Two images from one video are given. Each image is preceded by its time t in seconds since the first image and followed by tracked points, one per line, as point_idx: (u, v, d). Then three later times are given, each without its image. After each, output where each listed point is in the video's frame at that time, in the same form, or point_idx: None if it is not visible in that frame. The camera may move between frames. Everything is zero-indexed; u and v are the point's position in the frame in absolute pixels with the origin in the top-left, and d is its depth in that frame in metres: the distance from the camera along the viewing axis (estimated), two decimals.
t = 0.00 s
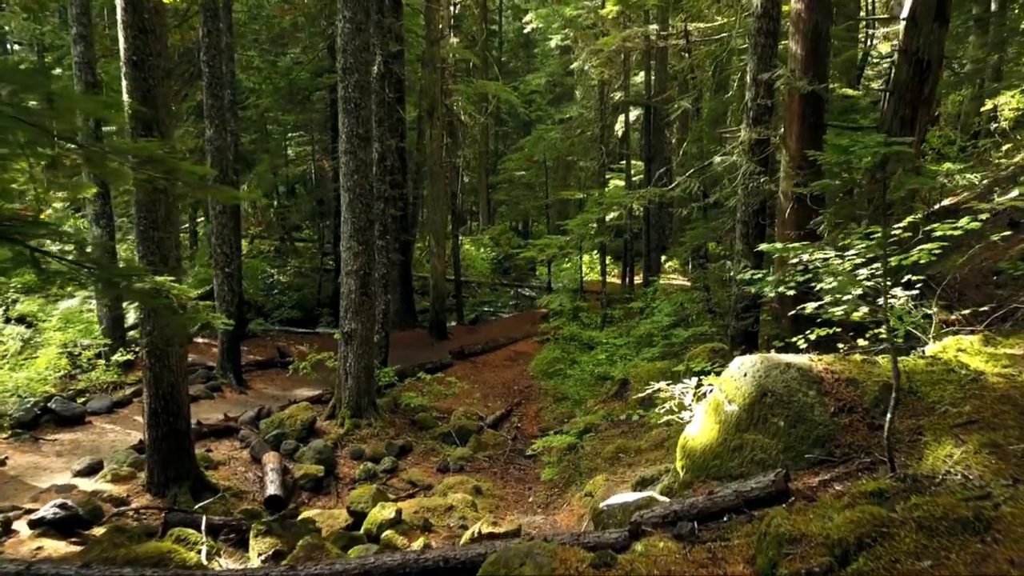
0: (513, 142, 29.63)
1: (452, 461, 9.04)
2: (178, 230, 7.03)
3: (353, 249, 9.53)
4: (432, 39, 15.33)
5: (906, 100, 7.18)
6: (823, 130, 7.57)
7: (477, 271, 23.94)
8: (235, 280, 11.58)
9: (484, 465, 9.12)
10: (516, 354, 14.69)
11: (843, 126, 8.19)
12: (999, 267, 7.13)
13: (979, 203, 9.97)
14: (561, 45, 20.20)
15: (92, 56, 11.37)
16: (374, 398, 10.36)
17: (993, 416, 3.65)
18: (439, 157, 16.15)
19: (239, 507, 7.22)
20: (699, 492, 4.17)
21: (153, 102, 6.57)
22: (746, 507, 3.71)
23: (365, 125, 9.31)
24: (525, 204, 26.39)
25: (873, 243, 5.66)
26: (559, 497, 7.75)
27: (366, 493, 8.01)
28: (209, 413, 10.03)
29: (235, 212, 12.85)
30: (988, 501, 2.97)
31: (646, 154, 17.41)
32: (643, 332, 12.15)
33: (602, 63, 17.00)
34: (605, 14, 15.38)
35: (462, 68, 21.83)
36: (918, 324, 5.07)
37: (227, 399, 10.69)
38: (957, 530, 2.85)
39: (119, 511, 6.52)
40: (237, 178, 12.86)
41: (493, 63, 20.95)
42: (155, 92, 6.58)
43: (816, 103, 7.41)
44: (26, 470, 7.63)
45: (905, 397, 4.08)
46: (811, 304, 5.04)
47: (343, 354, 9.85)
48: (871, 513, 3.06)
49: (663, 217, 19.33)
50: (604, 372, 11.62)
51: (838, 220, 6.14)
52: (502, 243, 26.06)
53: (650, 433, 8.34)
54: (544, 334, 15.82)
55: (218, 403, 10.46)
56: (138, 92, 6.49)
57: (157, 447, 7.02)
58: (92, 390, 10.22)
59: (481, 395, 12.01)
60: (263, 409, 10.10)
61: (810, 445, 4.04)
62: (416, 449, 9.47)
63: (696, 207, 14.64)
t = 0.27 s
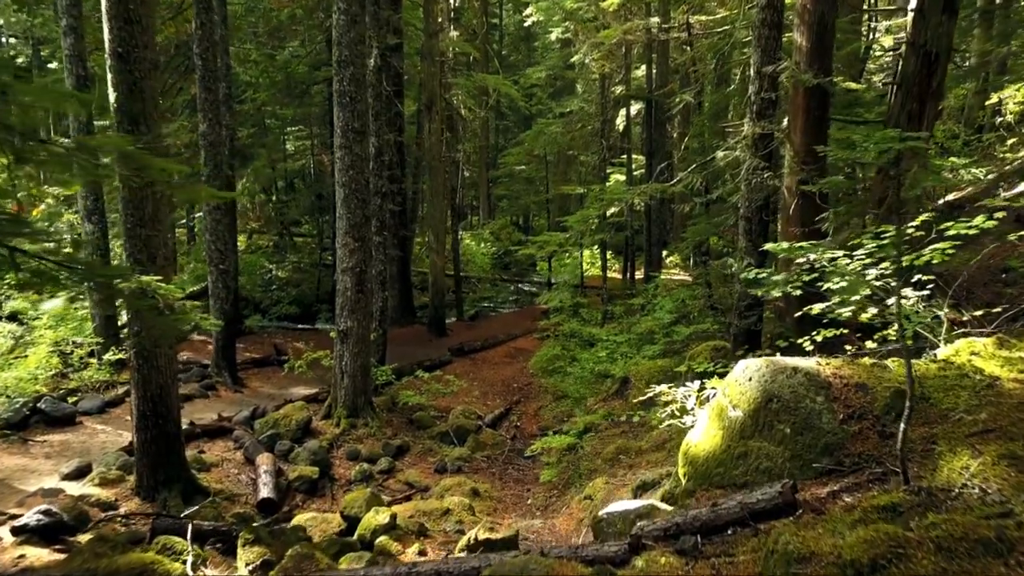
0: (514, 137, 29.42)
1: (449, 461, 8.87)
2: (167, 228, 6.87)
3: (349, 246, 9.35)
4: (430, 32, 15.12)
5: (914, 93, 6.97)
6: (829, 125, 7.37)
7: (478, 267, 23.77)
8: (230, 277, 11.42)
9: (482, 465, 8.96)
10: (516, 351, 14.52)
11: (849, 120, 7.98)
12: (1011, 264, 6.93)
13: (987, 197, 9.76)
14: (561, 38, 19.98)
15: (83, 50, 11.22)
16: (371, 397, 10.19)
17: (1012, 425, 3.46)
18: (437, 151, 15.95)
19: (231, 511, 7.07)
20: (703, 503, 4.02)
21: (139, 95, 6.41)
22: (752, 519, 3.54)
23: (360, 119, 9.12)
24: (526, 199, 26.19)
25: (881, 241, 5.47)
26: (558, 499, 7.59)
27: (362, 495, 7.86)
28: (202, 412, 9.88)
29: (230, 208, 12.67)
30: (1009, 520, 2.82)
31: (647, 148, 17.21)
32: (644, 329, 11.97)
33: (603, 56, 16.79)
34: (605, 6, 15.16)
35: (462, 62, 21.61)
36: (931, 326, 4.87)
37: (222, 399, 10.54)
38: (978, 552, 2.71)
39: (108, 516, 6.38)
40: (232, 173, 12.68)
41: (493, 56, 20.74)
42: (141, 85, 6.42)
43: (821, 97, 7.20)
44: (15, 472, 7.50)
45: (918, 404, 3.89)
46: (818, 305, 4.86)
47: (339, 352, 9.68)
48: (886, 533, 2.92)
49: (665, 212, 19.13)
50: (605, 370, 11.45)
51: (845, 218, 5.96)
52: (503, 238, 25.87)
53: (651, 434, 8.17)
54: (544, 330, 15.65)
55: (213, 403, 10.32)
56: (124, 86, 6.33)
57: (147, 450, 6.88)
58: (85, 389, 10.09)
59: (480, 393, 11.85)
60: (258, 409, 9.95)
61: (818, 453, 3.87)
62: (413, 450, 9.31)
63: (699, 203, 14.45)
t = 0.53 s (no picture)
0: (515, 134, 29.26)
1: (447, 463, 8.73)
2: (157, 228, 6.74)
3: (346, 245, 9.22)
4: (428, 27, 14.97)
5: (922, 89, 6.81)
6: (834, 121, 7.21)
7: (478, 264, 23.62)
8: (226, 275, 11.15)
9: (480, 467, 8.83)
10: (516, 349, 14.39)
11: (855, 116, 7.83)
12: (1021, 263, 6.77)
13: (994, 195, 9.60)
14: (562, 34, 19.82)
15: (76, 46, 11.09)
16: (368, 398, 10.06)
17: None
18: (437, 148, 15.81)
19: (224, 515, 6.94)
20: (707, 515, 3.89)
21: (128, 91, 6.29)
22: (757, 533, 3.42)
23: (357, 115, 8.97)
24: (527, 196, 26.04)
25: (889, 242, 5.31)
26: (557, 502, 7.45)
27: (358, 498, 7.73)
28: (197, 413, 9.74)
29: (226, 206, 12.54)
30: None
31: (648, 145, 17.05)
32: (645, 328, 11.82)
33: (603, 51, 16.64)
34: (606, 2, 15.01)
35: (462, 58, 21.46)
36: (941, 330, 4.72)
37: (218, 399, 10.42)
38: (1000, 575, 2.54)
39: (97, 520, 6.26)
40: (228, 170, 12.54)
41: (493, 52, 20.59)
42: (130, 82, 6.30)
43: (826, 92, 7.04)
44: (5, 475, 7.38)
45: (932, 413, 3.73)
46: (825, 309, 4.71)
47: (336, 352, 9.55)
48: (902, 555, 2.75)
49: (666, 209, 18.97)
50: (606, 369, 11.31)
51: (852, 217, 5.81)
52: (504, 235, 25.72)
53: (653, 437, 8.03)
54: (544, 329, 15.51)
55: (209, 403, 10.20)
56: (112, 82, 6.20)
57: (138, 454, 6.76)
58: (79, 389, 9.98)
59: (479, 393, 11.72)
60: (253, 409, 9.82)
61: (827, 463, 3.73)
62: (410, 451, 9.17)
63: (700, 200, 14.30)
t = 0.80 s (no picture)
0: (516, 132, 29.08)
1: (444, 469, 8.57)
2: (147, 229, 6.57)
3: (342, 245, 9.05)
4: (427, 24, 14.78)
5: (931, 88, 6.64)
6: (841, 120, 7.04)
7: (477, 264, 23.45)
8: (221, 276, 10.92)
9: (478, 473, 8.66)
10: (515, 351, 14.22)
11: (861, 116, 7.66)
12: None
13: (1002, 197, 9.42)
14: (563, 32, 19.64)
15: (69, 43, 10.92)
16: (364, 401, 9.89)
17: None
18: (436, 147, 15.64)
19: (215, 523, 6.78)
20: (712, 533, 3.75)
21: (117, 89, 6.12)
22: (765, 558, 3.29)
23: (353, 114, 8.80)
24: (527, 195, 25.85)
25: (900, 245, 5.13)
26: (556, 511, 7.28)
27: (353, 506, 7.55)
28: (191, 416, 9.57)
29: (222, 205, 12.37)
30: None
31: (650, 144, 16.87)
32: (647, 331, 11.65)
33: (604, 49, 16.46)
34: None
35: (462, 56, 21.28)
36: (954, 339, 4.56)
37: (212, 402, 10.25)
38: None
39: (85, 530, 6.11)
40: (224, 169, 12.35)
41: (494, 51, 20.41)
42: (119, 79, 6.13)
43: (833, 90, 6.87)
44: None
45: (948, 428, 3.56)
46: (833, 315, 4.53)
47: (332, 355, 9.39)
48: None
49: (668, 209, 18.78)
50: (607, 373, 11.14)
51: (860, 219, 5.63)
52: (504, 234, 25.53)
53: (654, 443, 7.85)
54: (544, 330, 15.35)
55: (203, 406, 10.03)
56: (100, 79, 6.02)
57: (127, 461, 6.60)
58: (71, 392, 9.81)
59: (478, 396, 11.55)
60: (248, 413, 9.65)
61: (838, 480, 3.57)
62: (407, 456, 9.01)
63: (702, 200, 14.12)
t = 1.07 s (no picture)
0: (515, 132, 28.87)
1: (440, 478, 8.36)
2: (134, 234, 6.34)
3: (336, 249, 8.84)
4: (426, 22, 14.54)
5: (941, 87, 6.44)
6: (846, 120, 6.84)
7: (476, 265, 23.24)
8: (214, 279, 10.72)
9: (475, 482, 8.46)
10: (514, 355, 14.03)
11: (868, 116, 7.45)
12: None
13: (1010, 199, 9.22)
14: (563, 31, 19.42)
15: (59, 41, 10.68)
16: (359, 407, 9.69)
17: None
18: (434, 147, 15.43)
19: (203, 537, 6.56)
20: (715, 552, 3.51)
21: (101, 88, 5.88)
22: None
23: (347, 114, 8.59)
24: (527, 195, 25.65)
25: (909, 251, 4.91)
26: (555, 522, 7.07)
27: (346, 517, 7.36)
28: (182, 423, 9.37)
29: (215, 207, 12.15)
30: None
31: (651, 144, 16.66)
32: (647, 335, 11.45)
33: (605, 49, 16.25)
34: None
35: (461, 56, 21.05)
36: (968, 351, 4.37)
37: (204, 408, 10.04)
38: None
39: (67, 545, 5.89)
40: (219, 170, 12.14)
41: (494, 50, 20.19)
42: (103, 78, 5.90)
43: (839, 89, 6.67)
44: None
45: (965, 448, 3.38)
46: (842, 325, 4.31)
47: (325, 361, 9.19)
48: None
49: (668, 210, 18.58)
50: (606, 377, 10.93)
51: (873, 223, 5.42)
52: (504, 235, 25.33)
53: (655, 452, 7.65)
54: (543, 333, 15.16)
55: (195, 412, 9.82)
56: (84, 78, 5.79)
57: (112, 473, 6.39)
58: (60, 398, 9.59)
59: (475, 401, 11.35)
60: (240, 420, 9.43)
61: (850, 501, 3.37)
62: (402, 464, 8.80)
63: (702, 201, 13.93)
